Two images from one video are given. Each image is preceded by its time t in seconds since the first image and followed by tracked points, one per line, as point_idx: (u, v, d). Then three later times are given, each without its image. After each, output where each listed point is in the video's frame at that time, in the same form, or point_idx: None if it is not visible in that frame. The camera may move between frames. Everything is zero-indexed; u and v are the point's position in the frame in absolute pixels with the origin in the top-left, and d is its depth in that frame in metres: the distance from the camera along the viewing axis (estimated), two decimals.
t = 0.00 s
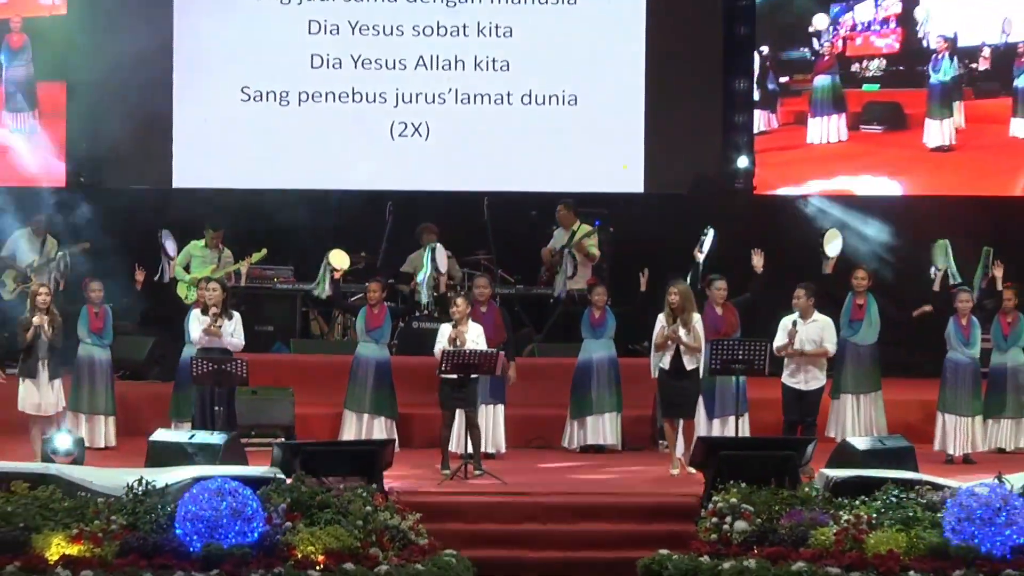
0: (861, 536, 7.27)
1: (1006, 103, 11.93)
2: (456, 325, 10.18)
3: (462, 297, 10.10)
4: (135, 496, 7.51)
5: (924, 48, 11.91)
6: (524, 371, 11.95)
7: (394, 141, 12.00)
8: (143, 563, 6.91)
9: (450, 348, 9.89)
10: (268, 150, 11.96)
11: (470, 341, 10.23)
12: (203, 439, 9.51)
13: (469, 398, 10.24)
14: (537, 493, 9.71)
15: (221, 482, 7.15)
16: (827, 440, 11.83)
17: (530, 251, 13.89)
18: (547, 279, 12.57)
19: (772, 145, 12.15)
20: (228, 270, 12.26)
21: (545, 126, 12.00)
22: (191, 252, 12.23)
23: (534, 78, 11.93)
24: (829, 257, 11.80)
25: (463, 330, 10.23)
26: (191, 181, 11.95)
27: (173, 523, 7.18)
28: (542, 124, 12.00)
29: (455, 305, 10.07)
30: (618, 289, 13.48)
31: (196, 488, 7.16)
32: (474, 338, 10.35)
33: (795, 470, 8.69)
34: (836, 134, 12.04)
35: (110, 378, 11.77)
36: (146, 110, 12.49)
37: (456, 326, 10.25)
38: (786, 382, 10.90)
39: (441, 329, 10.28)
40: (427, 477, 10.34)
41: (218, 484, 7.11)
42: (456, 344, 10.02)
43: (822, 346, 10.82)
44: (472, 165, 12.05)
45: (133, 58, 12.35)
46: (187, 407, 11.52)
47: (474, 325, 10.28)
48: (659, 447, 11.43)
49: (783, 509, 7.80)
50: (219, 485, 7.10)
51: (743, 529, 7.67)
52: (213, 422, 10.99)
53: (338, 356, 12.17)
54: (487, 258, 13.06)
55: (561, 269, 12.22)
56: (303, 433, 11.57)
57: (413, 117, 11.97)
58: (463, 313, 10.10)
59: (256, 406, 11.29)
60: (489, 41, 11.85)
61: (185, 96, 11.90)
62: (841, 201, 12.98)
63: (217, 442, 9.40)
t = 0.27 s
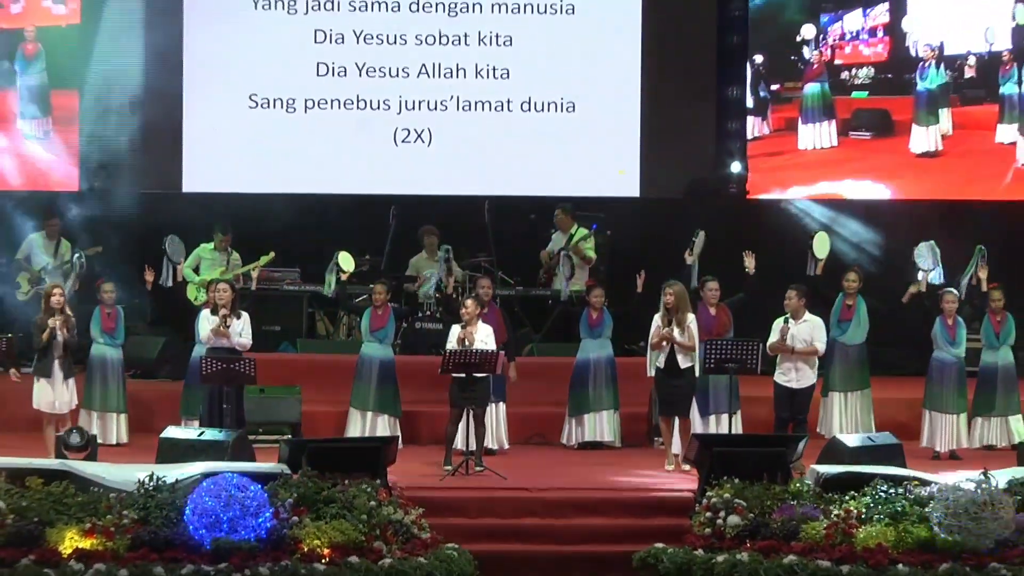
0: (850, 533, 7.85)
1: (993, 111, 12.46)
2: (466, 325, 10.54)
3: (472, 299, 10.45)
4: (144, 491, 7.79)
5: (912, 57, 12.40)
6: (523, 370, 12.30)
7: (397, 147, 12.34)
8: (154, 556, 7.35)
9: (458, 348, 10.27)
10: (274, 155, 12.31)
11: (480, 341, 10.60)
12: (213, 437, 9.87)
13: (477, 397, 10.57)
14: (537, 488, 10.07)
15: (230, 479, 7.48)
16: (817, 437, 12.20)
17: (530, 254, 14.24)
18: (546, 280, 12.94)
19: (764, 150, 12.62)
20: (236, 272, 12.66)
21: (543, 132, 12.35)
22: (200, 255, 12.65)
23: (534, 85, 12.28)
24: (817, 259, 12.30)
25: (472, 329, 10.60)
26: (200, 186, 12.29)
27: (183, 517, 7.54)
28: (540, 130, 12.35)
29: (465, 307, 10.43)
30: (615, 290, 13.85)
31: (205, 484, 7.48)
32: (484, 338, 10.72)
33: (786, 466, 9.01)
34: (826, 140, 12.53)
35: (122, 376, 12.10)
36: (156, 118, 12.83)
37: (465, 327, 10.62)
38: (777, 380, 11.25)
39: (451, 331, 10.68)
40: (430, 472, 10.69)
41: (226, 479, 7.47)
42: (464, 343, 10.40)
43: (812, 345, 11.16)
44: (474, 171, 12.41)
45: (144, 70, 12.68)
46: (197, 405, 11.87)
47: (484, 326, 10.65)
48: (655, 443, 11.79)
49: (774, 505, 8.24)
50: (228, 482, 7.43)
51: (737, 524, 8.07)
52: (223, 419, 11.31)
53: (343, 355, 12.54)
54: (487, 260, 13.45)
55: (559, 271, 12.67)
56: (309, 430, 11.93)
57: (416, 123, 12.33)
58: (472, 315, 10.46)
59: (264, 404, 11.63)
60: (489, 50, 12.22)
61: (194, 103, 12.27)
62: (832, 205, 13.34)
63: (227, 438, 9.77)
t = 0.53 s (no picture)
0: (842, 529, 8.18)
1: (982, 116, 12.75)
2: (471, 325, 10.92)
3: (478, 299, 10.81)
4: (154, 486, 8.19)
5: (902, 63, 12.71)
6: (523, 370, 12.58)
7: (400, 152, 12.66)
8: (163, 551, 7.56)
9: (461, 348, 10.62)
10: (281, 160, 12.62)
11: (483, 341, 10.92)
12: (220, 435, 10.16)
13: (479, 398, 10.82)
14: (537, 485, 10.35)
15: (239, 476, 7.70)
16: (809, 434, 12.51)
17: (529, 256, 14.53)
18: (545, 282, 13.23)
19: (760, 154, 12.85)
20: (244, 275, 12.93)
21: (543, 138, 12.64)
22: (208, 258, 12.91)
23: (533, 92, 12.58)
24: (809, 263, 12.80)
25: (478, 330, 10.93)
26: (209, 190, 12.60)
27: (190, 513, 7.92)
28: (540, 136, 12.64)
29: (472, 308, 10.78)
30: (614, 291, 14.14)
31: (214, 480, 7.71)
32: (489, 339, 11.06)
33: (779, 462, 9.29)
34: (819, 145, 12.81)
35: (132, 376, 12.38)
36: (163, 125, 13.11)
37: (470, 328, 10.97)
38: (771, 379, 11.52)
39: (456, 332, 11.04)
40: (433, 470, 10.97)
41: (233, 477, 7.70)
42: (468, 343, 10.78)
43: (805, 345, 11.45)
44: (476, 175, 12.70)
45: (154, 81, 12.97)
46: (206, 404, 12.14)
47: (488, 327, 10.97)
48: (652, 441, 12.09)
49: (768, 501, 8.66)
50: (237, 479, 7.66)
51: (731, 519, 8.50)
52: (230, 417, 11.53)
53: (347, 354, 12.84)
54: (488, 262, 13.74)
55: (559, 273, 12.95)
56: (315, 428, 12.23)
57: (419, 129, 12.62)
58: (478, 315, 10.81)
59: (270, 403, 11.90)
60: (490, 57, 12.50)
61: (202, 109, 12.57)
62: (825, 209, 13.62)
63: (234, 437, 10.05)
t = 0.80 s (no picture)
0: (833, 520, 8.57)
1: (968, 123, 13.18)
2: (475, 326, 11.27)
3: (481, 301, 11.18)
4: (163, 482, 8.43)
5: (891, 71, 13.18)
6: (523, 369, 12.93)
7: (403, 157, 12.99)
8: (174, 545, 7.99)
9: (465, 348, 10.99)
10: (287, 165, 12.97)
11: (486, 341, 11.28)
12: (230, 432, 10.54)
13: (481, 396, 11.16)
14: (535, 480, 10.71)
15: (243, 472, 8.08)
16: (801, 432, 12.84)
17: (528, 258, 14.92)
18: (544, 283, 13.60)
19: (752, 160, 13.33)
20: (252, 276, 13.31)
21: (542, 143, 13.00)
22: (218, 260, 13.34)
23: (533, 99, 12.95)
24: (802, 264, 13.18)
25: (481, 330, 11.29)
26: (218, 194, 12.98)
27: (199, 507, 8.18)
28: (540, 142, 13.00)
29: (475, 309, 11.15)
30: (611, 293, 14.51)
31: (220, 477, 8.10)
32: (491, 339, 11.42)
33: (772, 458, 9.57)
34: (809, 151, 13.29)
35: (142, 375, 12.75)
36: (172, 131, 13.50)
37: (472, 329, 11.33)
38: (763, 378, 11.85)
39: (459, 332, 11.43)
40: (436, 465, 11.33)
41: (240, 472, 8.08)
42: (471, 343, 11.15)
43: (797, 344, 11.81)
44: (476, 180, 13.02)
45: (163, 86, 13.35)
46: (216, 401, 12.49)
47: (490, 328, 11.31)
48: (648, 438, 12.45)
49: (760, 496, 9.02)
50: (241, 475, 8.04)
51: (725, 514, 8.96)
52: (238, 414, 11.89)
53: (352, 353, 13.22)
54: (489, 264, 14.11)
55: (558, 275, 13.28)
56: (321, 425, 12.60)
57: (421, 135, 12.97)
58: (481, 316, 11.17)
59: (277, 400, 12.26)
60: (490, 65, 12.88)
61: (210, 115, 12.94)
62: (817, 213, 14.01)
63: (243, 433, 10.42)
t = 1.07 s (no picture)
0: (825, 516, 8.92)
1: (956, 129, 13.63)
2: (477, 327, 11.61)
3: (483, 303, 11.51)
4: (173, 478, 8.88)
5: (881, 78, 13.71)
6: (523, 368, 13.30)
7: (406, 162, 13.33)
8: (182, 539, 8.33)
9: (470, 348, 11.32)
10: (294, 170, 13.33)
11: (488, 341, 11.62)
12: (238, 429, 10.90)
13: (482, 394, 11.49)
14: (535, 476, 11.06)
15: (253, 468, 8.48)
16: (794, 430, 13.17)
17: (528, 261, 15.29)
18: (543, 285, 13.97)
19: (747, 164, 13.81)
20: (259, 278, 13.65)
21: (542, 148, 13.35)
22: (226, 262, 13.66)
23: (533, 106, 13.31)
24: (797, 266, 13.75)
25: (483, 330, 11.63)
26: (226, 197, 13.32)
27: (208, 503, 8.62)
28: (539, 147, 13.35)
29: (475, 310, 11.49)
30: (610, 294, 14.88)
31: (230, 472, 8.51)
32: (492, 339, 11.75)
33: (765, 456, 9.97)
34: (800, 157, 13.77)
35: (154, 370, 13.10)
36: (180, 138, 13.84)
37: (474, 329, 11.65)
38: (755, 377, 12.21)
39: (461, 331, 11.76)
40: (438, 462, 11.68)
41: (252, 468, 8.49)
42: (474, 343, 11.48)
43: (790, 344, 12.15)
44: (478, 184, 13.37)
45: (170, 96, 13.60)
46: (225, 400, 12.84)
47: (491, 329, 11.65)
48: (645, 435, 12.80)
49: (753, 491, 9.41)
50: (251, 472, 8.45)
51: (719, 510, 9.26)
52: (246, 412, 12.22)
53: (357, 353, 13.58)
54: (490, 266, 14.47)
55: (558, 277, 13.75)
56: (327, 422, 12.96)
57: (424, 141, 13.31)
58: (482, 317, 11.50)
59: (284, 399, 12.62)
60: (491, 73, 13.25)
61: (218, 122, 13.33)
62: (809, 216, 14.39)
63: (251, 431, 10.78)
